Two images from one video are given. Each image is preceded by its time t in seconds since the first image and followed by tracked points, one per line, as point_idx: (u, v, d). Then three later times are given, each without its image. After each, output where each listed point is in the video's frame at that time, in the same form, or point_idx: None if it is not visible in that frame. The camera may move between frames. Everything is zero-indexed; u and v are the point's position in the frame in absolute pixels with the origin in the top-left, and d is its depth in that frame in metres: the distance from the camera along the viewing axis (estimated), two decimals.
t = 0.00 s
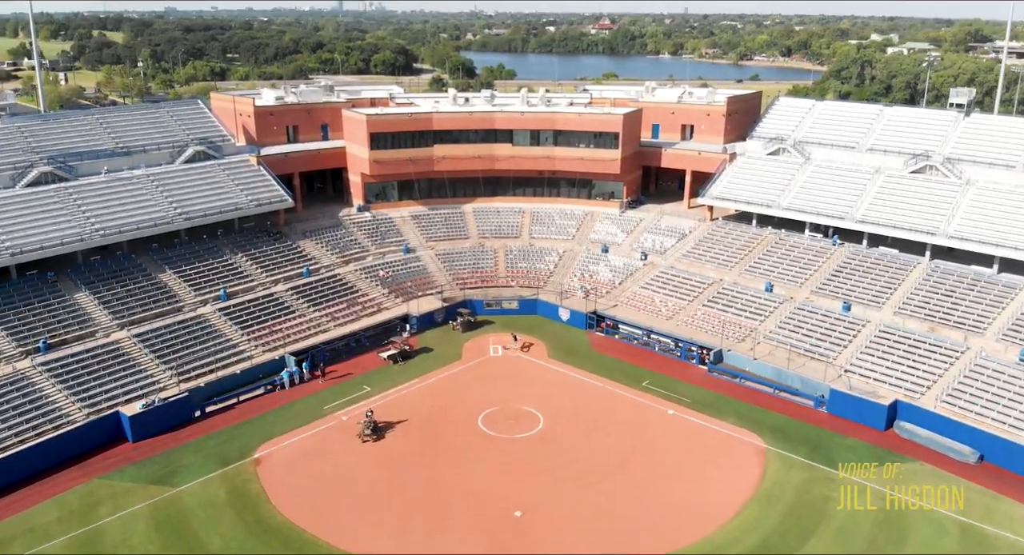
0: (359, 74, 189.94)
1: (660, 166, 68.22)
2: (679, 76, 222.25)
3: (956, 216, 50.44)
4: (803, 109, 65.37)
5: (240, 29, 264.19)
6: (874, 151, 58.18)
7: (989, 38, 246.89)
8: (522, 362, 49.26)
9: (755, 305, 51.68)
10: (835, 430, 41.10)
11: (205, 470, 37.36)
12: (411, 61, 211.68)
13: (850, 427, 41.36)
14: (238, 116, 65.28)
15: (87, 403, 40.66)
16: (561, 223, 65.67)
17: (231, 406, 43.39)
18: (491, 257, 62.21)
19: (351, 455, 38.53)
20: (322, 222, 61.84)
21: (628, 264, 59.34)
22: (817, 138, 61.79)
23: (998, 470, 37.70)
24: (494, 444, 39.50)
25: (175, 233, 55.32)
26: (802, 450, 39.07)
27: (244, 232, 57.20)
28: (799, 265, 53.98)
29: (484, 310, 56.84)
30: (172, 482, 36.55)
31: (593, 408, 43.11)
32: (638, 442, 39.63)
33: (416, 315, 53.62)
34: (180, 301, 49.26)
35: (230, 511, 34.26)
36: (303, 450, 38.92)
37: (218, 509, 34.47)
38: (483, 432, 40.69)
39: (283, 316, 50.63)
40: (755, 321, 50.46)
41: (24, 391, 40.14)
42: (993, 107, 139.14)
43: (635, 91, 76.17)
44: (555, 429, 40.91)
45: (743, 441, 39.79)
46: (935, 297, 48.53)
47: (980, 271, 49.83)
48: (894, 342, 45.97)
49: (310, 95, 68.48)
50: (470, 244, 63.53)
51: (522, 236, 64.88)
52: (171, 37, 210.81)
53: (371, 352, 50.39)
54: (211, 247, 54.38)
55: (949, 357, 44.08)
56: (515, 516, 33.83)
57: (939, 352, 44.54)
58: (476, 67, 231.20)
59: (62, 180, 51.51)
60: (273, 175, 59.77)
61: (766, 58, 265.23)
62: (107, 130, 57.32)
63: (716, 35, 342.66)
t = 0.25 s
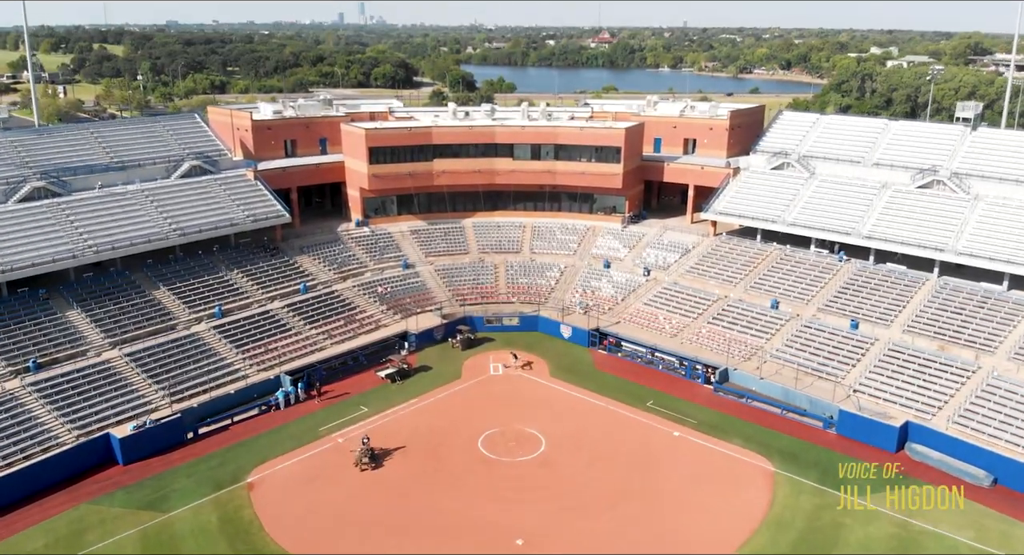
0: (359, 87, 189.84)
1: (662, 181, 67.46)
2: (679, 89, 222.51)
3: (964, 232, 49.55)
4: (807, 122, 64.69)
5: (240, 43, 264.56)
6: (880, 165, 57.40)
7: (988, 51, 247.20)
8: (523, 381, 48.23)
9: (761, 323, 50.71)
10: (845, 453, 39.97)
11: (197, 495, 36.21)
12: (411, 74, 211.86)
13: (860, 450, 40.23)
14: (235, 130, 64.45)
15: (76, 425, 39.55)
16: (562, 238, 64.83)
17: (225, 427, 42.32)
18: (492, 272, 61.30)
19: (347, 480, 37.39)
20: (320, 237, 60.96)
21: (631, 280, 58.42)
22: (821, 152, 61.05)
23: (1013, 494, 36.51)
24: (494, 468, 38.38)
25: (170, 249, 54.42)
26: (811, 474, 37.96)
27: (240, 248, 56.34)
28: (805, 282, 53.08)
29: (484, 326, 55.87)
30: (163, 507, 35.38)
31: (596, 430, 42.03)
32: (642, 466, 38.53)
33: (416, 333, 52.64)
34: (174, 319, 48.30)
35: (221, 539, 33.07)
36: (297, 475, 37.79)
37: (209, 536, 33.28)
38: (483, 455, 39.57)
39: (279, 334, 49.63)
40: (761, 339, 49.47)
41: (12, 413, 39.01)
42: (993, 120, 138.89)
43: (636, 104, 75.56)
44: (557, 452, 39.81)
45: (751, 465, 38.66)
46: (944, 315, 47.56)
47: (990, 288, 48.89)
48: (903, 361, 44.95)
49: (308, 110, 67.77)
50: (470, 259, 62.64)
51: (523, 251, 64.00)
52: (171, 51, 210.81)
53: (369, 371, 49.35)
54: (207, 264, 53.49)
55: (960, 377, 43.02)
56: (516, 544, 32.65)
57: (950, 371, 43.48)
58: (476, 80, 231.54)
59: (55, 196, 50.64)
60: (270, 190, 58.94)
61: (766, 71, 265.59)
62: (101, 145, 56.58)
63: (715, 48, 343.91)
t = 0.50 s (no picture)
0: (359, 92, 189.41)
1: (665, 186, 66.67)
2: (679, 93, 222.12)
3: (973, 239, 48.74)
4: (812, 128, 63.96)
5: (240, 48, 264.36)
6: (886, 171, 56.63)
7: (989, 54, 246.54)
8: (524, 392, 47.38)
9: (766, 332, 49.87)
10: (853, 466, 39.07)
11: (190, 510, 35.31)
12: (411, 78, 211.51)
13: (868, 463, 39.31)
14: (232, 136, 63.75)
15: (68, 437, 38.64)
16: (563, 244, 64.02)
17: (219, 439, 41.44)
18: (492, 280, 60.47)
19: (344, 494, 36.49)
20: (318, 244, 60.14)
21: (633, 287, 57.57)
22: (826, 158, 60.29)
23: None
24: (494, 482, 37.47)
25: (166, 257, 53.60)
26: (819, 488, 37.05)
27: (236, 255, 55.53)
28: (811, 290, 52.27)
29: (485, 335, 55.03)
30: (155, 523, 34.44)
31: (598, 443, 41.15)
32: (646, 480, 37.65)
33: (415, 341, 51.79)
34: (169, 328, 47.48)
35: None
36: (292, 489, 36.88)
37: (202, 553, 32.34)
38: (484, 469, 38.66)
39: (276, 343, 48.80)
40: (767, 348, 48.63)
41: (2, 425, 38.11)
42: (996, 125, 138.35)
43: (637, 110, 74.86)
44: (559, 465, 38.93)
45: (758, 479, 37.78)
46: (952, 324, 46.71)
47: (999, 296, 48.05)
48: (911, 372, 44.08)
49: (306, 114, 66.93)
50: (470, 266, 61.81)
51: (524, 258, 63.18)
52: (171, 55, 210.52)
53: (367, 381, 48.48)
54: (203, 271, 52.67)
55: (970, 387, 42.12)
56: None
57: (959, 382, 42.60)
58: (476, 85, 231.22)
59: (49, 203, 49.86)
60: (267, 197, 58.17)
61: (766, 76, 265.23)
62: (96, 151, 55.83)
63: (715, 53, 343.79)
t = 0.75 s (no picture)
0: (359, 92, 188.39)
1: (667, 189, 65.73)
2: (680, 93, 221.29)
3: (982, 244, 47.76)
4: (817, 130, 63.02)
5: (240, 48, 263.35)
6: (893, 174, 55.67)
7: (991, 54, 245.64)
8: (525, 399, 46.42)
9: (772, 338, 48.91)
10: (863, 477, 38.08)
11: (182, 524, 34.32)
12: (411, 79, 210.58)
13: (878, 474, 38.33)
14: (229, 137, 62.81)
15: (57, 447, 37.65)
16: (565, 248, 63.04)
17: (213, 449, 40.49)
18: (492, 284, 59.49)
19: (340, 507, 35.46)
20: (315, 248, 59.14)
21: (636, 292, 56.58)
22: (832, 160, 59.34)
23: None
24: (495, 494, 36.45)
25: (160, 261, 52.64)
26: (828, 501, 36.06)
27: (232, 259, 54.57)
28: (817, 295, 51.33)
29: (485, 341, 54.07)
30: (146, 537, 33.41)
31: (601, 454, 40.16)
32: (650, 492, 36.65)
33: (413, 348, 50.78)
34: (163, 334, 46.55)
35: None
36: (288, 502, 35.86)
37: None
38: (484, 481, 37.66)
39: (271, 350, 47.85)
40: (773, 355, 47.66)
41: None
42: (999, 125, 137.44)
43: (639, 111, 73.93)
44: (561, 477, 37.95)
45: (765, 490, 36.82)
46: (962, 331, 45.72)
47: (1010, 302, 47.04)
48: (921, 380, 43.07)
49: (304, 115, 66.08)
50: (469, 270, 60.83)
51: (525, 261, 62.21)
52: (170, 55, 209.51)
53: (365, 389, 47.51)
54: (197, 276, 51.72)
55: (982, 396, 41.11)
56: None
57: (971, 390, 41.59)
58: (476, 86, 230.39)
59: (41, 206, 48.84)
60: (263, 199, 57.18)
61: (767, 76, 264.44)
62: (89, 153, 54.88)
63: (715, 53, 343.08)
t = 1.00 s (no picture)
0: (359, 92, 187.43)
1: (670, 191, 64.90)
2: (681, 93, 220.47)
3: (991, 247, 46.91)
4: (822, 131, 62.21)
5: (240, 47, 262.44)
6: (899, 176, 54.84)
7: (992, 54, 244.93)
8: (526, 406, 45.59)
9: (777, 343, 48.07)
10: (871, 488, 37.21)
11: (175, 536, 33.47)
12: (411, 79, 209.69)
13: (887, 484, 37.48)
14: (226, 139, 61.99)
15: (48, 456, 36.79)
16: (566, 250, 62.22)
17: (207, 458, 39.68)
18: (492, 287, 58.65)
19: (336, 519, 34.59)
20: (313, 251, 58.32)
21: (638, 296, 55.75)
22: (837, 162, 58.52)
23: None
24: (494, 505, 35.58)
25: (155, 265, 51.80)
26: (836, 512, 35.21)
27: (228, 263, 53.74)
28: (823, 299, 50.50)
29: (485, 345, 53.25)
30: (137, 549, 32.55)
31: (604, 463, 39.31)
32: (654, 503, 35.79)
33: (412, 353, 49.91)
34: (157, 340, 45.74)
35: None
36: (283, 514, 35.02)
37: None
38: (483, 491, 36.81)
39: (268, 355, 47.01)
40: (779, 361, 46.82)
41: None
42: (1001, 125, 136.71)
43: (641, 112, 73.10)
44: (563, 487, 37.08)
45: (772, 501, 35.99)
46: (971, 336, 44.86)
47: (1019, 307, 46.20)
48: (930, 387, 42.21)
49: (302, 116, 64.96)
50: (469, 273, 60.02)
51: (525, 264, 61.39)
52: (170, 55, 208.65)
53: (362, 396, 46.70)
54: (193, 279, 50.90)
55: (992, 404, 40.25)
56: None
57: (981, 398, 40.74)
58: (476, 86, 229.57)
59: (34, 209, 48.03)
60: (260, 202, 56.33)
61: (767, 76, 263.73)
62: (84, 154, 54.04)
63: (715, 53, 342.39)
